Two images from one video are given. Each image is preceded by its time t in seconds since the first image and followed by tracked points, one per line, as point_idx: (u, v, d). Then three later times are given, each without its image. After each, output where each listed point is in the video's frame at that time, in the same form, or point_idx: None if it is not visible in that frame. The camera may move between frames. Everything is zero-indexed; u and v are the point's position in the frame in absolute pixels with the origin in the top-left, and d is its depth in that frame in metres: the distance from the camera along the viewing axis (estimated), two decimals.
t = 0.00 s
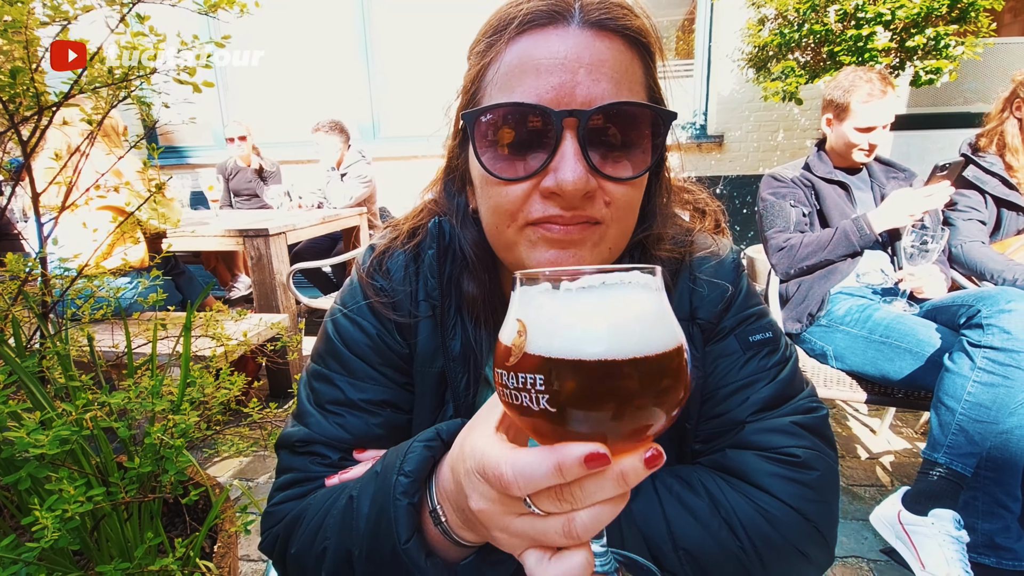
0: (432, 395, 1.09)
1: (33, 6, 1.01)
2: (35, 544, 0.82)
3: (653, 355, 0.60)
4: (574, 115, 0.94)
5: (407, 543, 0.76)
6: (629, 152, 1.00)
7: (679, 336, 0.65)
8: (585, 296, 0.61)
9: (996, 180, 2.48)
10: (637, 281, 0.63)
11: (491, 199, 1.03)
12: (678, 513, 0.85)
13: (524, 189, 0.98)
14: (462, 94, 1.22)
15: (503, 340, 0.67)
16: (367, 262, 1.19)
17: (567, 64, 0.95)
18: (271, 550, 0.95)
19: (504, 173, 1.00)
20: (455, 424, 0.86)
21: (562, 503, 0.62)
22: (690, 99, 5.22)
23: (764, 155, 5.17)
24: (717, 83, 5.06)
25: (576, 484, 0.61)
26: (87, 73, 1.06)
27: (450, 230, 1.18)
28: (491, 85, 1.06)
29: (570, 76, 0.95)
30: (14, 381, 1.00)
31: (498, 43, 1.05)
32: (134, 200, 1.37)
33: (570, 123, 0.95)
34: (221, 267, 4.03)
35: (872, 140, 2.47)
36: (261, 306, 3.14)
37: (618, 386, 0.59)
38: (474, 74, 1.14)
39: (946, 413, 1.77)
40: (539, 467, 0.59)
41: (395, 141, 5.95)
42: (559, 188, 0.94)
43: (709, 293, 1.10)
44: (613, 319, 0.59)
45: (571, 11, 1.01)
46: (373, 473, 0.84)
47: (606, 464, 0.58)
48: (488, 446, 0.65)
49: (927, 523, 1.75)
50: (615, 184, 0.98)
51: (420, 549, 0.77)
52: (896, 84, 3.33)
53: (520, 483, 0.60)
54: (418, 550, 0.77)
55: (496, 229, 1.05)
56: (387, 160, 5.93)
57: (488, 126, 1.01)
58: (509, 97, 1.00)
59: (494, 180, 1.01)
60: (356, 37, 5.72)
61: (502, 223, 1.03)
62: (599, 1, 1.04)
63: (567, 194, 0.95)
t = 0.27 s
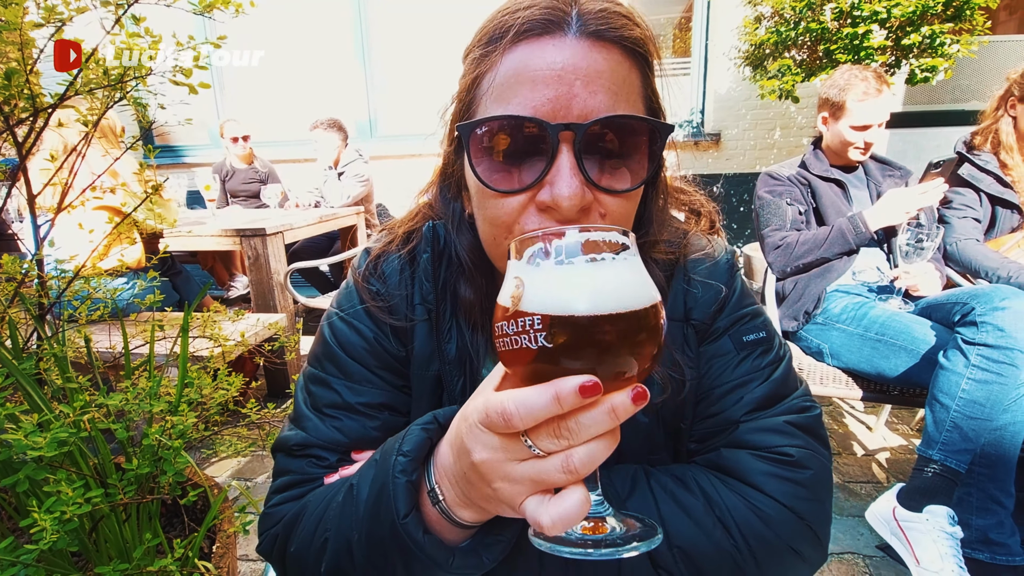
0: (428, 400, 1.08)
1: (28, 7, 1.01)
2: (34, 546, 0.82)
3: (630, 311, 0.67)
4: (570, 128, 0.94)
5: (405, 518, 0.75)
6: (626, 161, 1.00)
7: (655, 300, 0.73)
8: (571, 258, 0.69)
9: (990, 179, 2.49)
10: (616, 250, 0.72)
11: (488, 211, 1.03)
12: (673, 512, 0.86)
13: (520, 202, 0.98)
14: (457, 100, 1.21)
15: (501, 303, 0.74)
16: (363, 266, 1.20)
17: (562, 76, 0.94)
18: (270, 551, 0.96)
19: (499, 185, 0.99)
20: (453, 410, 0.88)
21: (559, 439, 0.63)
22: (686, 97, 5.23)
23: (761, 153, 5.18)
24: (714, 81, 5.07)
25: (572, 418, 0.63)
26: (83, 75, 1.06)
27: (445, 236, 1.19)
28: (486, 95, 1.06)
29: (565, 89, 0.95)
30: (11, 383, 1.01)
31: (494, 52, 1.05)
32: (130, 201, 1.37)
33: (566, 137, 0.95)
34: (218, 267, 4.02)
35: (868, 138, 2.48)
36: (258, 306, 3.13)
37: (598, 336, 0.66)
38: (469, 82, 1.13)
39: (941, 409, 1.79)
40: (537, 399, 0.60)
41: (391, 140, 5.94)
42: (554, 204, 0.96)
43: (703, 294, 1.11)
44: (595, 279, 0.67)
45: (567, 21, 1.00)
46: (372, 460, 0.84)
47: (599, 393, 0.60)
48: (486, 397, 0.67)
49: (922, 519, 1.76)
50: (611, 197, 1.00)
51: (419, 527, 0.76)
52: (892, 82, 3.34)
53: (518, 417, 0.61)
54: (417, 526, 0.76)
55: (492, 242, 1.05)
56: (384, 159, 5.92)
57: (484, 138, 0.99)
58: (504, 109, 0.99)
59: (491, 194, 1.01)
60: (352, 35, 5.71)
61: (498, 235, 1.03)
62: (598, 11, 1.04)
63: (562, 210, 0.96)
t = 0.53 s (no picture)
0: (423, 401, 1.09)
1: (20, 6, 1.00)
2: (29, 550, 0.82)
3: (623, 307, 0.67)
4: (566, 142, 0.94)
5: (401, 515, 0.75)
6: (623, 168, 1.00)
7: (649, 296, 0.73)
8: (564, 252, 0.69)
9: (988, 177, 2.49)
10: (609, 245, 0.72)
11: (484, 222, 1.04)
12: (671, 513, 0.85)
13: (516, 214, 0.99)
14: (452, 103, 1.20)
15: (495, 298, 0.74)
16: (357, 267, 1.19)
17: (558, 87, 0.93)
18: (266, 555, 0.95)
19: (495, 197, 0.99)
20: (448, 407, 0.88)
21: (556, 427, 0.63)
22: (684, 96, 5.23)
23: (759, 152, 5.18)
24: (712, 80, 5.07)
25: (567, 407, 0.63)
26: (77, 75, 1.05)
27: (439, 237, 1.19)
28: (482, 103, 1.04)
29: (562, 101, 0.94)
30: (6, 386, 1.00)
31: (490, 61, 1.03)
32: (126, 202, 1.36)
33: (562, 150, 0.95)
34: (216, 267, 4.01)
35: (866, 137, 2.48)
36: (256, 307, 3.13)
37: (592, 329, 0.66)
38: (465, 88, 1.12)
39: (939, 409, 1.80)
40: (533, 388, 0.59)
41: (389, 140, 5.93)
42: (551, 218, 0.97)
43: (699, 294, 1.10)
44: (589, 274, 0.67)
45: (565, 28, 0.98)
46: (367, 460, 0.84)
47: (595, 383, 0.60)
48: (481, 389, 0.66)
49: (920, 518, 1.75)
50: (606, 210, 1.00)
51: (416, 523, 0.76)
52: (889, 80, 3.34)
53: (514, 407, 0.60)
54: (412, 521, 0.75)
55: (488, 252, 1.06)
56: (382, 159, 5.91)
57: (478, 152, 0.99)
58: (499, 119, 0.98)
59: (487, 206, 1.01)
60: (350, 35, 5.70)
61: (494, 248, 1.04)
62: (597, 18, 1.02)
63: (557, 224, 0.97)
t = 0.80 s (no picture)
0: (420, 402, 1.09)
1: (14, 6, 0.99)
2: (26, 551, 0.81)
3: (619, 306, 0.67)
4: (562, 146, 0.94)
5: (398, 518, 0.75)
6: (621, 169, 1.00)
7: (646, 295, 0.73)
8: (561, 252, 0.70)
9: (984, 176, 2.49)
10: (606, 245, 0.72)
11: (481, 226, 1.04)
12: (670, 513, 0.86)
13: (513, 219, 0.99)
14: (448, 105, 1.19)
15: (492, 298, 0.74)
16: (354, 268, 1.19)
17: (554, 90, 0.93)
18: (264, 557, 0.95)
19: (492, 201, 0.99)
20: (445, 408, 0.88)
21: (555, 427, 0.63)
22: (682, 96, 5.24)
23: (756, 151, 5.19)
24: (709, 79, 5.07)
25: (566, 407, 0.63)
26: (73, 75, 1.05)
27: (435, 237, 1.19)
28: (478, 105, 1.04)
29: (558, 104, 0.94)
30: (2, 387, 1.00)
31: (487, 63, 1.03)
32: (123, 203, 1.36)
33: (559, 154, 0.94)
34: (213, 268, 4.01)
35: (863, 136, 2.48)
36: (254, 307, 3.12)
37: (589, 329, 0.66)
38: (460, 90, 1.12)
39: (937, 407, 1.80)
40: (531, 388, 0.59)
41: (387, 140, 5.93)
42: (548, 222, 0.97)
43: (698, 294, 1.11)
44: (586, 274, 0.67)
45: (561, 31, 0.98)
46: (365, 462, 0.84)
47: (594, 382, 0.59)
48: (480, 390, 0.66)
49: (917, 516, 1.75)
50: (603, 213, 1.00)
51: (413, 525, 0.76)
52: (887, 79, 3.34)
53: (514, 408, 0.60)
54: (410, 524, 0.75)
55: (486, 256, 1.06)
56: (379, 159, 5.91)
57: (474, 156, 0.99)
58: (495, 123, 0.98)
59: (484, 210, 1.01)
60: (347, 35, 5.70)
61: (492, 251, 1.04)
62: (594, 19, 1.02)
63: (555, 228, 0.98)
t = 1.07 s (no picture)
0: (417, 404, 1.09)
1: (11, 7, 1.00)
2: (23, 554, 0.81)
3: (616, 308, 0.67)
4: (559, 150, 0.94)
5: (396, 521, 0.75)
6: (618, 171, 1.00)
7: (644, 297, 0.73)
8: (559, 254, 0.70)
9: (980, 175, 2.50)
10: (604, 247, 0.72)
11: (478, 229, 1.04)
12: (668, 513, 0.86)
13: (510, 222, 0.99)
14: (445, 107, 1.20)
15: (491, 300, 0.74)
16: (351, 268, 1.20)
17: (550, 93, 0.93)
18: (262, 558, 0.95)
19: (489, 205, 0.99)
20: (444, 409, 0.88)
21: (553, 429, 0.63)
22: (679, 95, 5.25)
23: (754, 151, 5.20)
24: (706, 78, 5.08)
25: (565, 408, 0.63)
26: (70, 76, 1.05)
27: (431, 238, 1.19)
28: (475, 107, 1.04)
29: (554, 108, 0.94)
30: None
31: (483, 67, 1.03)
32: (120, 204, 1.36)
33: (555, 158, 0.95)
34: (211, 269, 4.00)
35: (860, 135, 2.49)
36: (252, 308, 3.12)
37: (586, 331, 0.66)
38: (456, 93, 1.12)
39: (934, 405, 1.81)
40: (529, 390, 0.59)
41: (384, 140, 5.92)
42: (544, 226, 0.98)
43: (696, 293, 1.11)
44: (584, 276, 0.67)
45: (557, 34, 0.98)
46: (363, 464, 0.84)
47: (592, 384, 0.59)
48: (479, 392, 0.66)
49: (915, 514, 1.76)
50: (600, 215, 1.00)
51: (411, 527, 0.76)
52: (883, 79, 3.35)
53: (512, 410, 0.60)
54: (407, 527, 0.75)
55: (482, 259, 1.06)
56: (377, 159, 5.90)
57: (470, 160, 0.99)
58: (492, 126, 0.98)
59: (481, 214, 1.01)
60: (345, 35, 5.69)
61: (489, 254, 1.04)
62: (590, 22, 1.03)
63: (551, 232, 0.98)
